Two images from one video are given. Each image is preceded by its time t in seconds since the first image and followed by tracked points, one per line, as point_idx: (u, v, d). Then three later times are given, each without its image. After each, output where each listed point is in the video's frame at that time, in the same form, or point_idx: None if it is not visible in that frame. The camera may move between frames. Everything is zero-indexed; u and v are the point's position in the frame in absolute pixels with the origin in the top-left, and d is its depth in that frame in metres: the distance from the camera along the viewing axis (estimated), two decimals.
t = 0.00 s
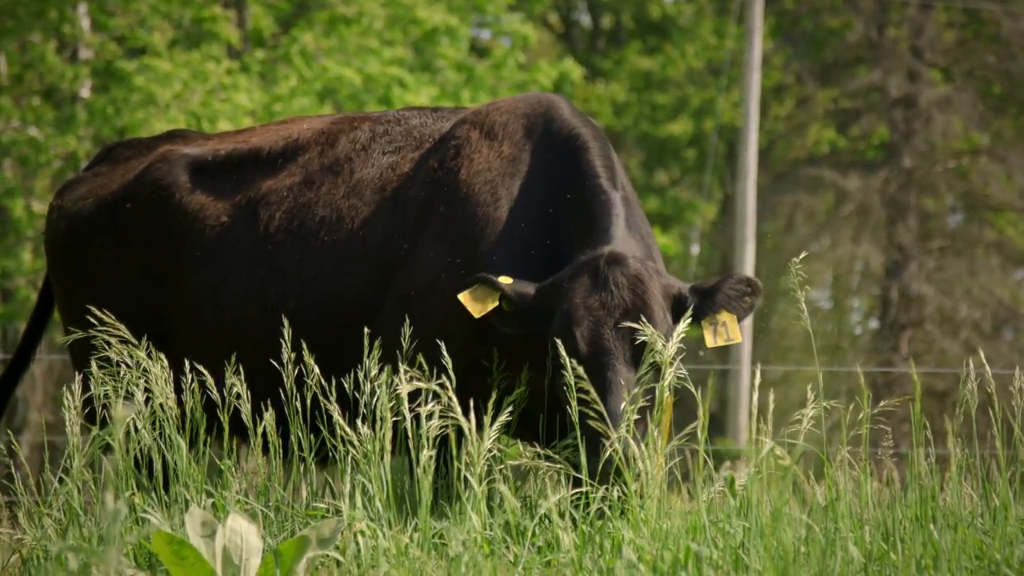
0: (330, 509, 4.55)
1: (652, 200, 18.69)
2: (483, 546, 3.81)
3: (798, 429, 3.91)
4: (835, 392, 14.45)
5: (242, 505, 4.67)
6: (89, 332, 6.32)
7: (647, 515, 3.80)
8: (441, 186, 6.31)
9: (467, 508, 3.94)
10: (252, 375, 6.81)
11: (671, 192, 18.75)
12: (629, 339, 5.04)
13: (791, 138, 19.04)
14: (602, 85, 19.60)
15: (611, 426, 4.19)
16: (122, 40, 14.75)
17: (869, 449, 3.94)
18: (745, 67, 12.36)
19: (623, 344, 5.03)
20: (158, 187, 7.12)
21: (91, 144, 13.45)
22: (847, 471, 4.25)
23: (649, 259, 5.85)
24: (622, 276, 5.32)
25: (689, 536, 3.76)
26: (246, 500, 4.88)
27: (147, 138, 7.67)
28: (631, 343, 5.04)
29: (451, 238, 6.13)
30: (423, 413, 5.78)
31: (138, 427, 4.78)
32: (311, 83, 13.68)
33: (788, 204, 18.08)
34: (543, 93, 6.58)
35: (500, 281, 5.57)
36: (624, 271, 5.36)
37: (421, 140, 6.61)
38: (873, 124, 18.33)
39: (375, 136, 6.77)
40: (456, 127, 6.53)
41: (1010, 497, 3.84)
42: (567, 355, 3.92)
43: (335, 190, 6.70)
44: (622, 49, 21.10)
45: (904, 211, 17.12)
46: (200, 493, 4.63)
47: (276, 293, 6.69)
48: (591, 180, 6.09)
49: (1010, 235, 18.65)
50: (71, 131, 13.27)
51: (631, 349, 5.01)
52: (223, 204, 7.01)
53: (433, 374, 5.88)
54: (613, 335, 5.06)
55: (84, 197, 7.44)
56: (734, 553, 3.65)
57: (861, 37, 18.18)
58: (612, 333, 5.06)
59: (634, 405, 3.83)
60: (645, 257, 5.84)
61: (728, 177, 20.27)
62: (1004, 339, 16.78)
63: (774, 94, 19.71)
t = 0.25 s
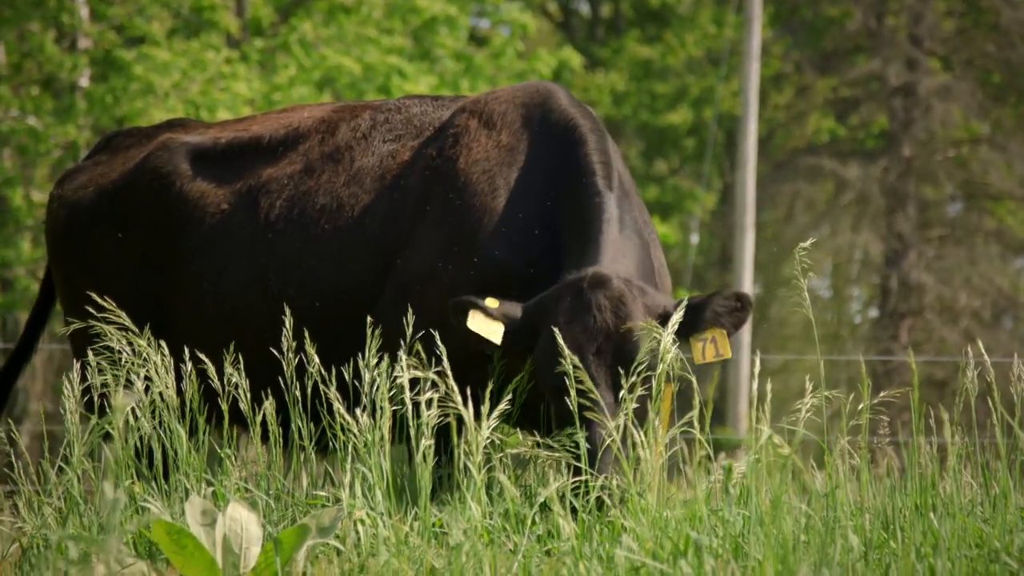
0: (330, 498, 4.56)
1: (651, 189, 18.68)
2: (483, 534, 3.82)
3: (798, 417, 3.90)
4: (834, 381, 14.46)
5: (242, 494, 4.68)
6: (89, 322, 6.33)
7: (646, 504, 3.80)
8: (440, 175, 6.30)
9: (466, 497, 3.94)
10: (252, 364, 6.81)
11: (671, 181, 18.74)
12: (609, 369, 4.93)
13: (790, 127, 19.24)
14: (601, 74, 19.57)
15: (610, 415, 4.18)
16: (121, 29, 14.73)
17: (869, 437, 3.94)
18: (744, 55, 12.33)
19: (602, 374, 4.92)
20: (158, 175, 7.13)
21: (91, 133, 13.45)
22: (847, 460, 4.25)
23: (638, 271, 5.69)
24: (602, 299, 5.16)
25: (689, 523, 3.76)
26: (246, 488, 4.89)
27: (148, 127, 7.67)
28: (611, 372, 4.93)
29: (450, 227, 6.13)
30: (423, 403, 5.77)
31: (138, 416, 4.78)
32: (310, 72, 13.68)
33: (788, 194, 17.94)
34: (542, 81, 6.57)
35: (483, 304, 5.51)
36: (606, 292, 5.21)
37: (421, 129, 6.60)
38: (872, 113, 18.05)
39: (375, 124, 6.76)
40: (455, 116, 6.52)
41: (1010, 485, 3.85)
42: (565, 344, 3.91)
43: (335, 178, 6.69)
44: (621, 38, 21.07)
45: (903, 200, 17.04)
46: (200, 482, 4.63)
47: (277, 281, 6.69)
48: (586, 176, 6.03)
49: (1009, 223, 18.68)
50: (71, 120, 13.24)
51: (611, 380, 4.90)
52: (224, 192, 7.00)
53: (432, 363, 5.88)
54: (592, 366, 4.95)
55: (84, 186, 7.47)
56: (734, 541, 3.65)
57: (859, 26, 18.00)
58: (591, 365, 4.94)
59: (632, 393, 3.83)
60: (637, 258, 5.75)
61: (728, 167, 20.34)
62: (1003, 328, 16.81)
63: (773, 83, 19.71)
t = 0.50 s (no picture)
0: (334, 490, 4.56)
1: (654, 179, 18.61)
2: (486, 525, 3.81)
3: (800, 408, 3.90)
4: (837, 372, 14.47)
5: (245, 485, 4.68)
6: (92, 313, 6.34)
7: (650, 495, 3.79)
8: (442, 167, 6.31)
9: (469, 489, 3.93)
10: (254, 355, 6.82)
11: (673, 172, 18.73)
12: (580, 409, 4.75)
13: (793, 118, 19.04)
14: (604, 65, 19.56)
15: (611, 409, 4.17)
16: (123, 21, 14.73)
17: (871, 427, 3.94)
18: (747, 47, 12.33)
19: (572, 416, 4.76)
20: (162, 166, 7.16)
21: (94, 125, 13.41)
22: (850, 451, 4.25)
23: (619, 282, 5.42)
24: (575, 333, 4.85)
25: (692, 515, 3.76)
26: (250, 480, 4.90)
27: (152, 119, 7.70)
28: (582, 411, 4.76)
29: (451, 218, 6.13)
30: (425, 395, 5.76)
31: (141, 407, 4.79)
32: (312, 64, 13.68)
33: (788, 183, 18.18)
34: (546, 73, 6.57)
35: (462, 338, 5.16)
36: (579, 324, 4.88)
37: (425, 120, 6.60)
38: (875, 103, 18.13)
39: (379, 115, 6.76)
40: (457, 107, 6.52)
41: (1013, 474, 3.85)
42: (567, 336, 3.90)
43: (338, 169, 6.69)
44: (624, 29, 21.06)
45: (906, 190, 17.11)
46: (203, 473, 4.63)
47: (280, 272, 6.70)
48: (584, 172, 6.00)
49: (1012, 214, 18.67)
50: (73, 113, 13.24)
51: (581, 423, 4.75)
52: (227, 182, 7.01)
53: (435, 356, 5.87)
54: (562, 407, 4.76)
55: (88, 178, 7.52)
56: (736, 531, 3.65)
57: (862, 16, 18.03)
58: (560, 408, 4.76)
59: (635, 384, 3.83)
60: (630, 259, 5.70)
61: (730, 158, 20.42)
62: (1005, 318, 16.82)
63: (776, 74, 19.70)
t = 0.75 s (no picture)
0: (341, 481, 4.56)
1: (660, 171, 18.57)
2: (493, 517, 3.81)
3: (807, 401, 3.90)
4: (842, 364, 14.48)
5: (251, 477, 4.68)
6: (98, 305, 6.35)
7: (656, 487, 3.79)
8: (448, 158, 6.31)
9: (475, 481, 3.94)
10: (259, 346, 6.83)
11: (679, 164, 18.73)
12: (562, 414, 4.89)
13: (798, 110, 18.96)
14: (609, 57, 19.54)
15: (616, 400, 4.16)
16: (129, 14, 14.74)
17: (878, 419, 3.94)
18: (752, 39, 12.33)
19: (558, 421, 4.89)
20: (169, 156, 7.18)
21: (99, 118, 13.41)
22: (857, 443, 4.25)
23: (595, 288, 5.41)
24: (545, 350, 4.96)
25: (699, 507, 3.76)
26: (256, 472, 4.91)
27: (158, 111, 7.70)
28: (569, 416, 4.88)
29: (457, 209, 6.13)
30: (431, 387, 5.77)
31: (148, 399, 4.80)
32: (318, 57, 13.70)
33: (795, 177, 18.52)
34: (552, 66, 6.57)
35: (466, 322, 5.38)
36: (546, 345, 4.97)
37: (431, 111, 6.60)
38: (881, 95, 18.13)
39: (386, 106, 6.76)
40: (464, 99, 6.53)
41: (1020, 467, 3.84)
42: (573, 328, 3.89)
43: (345, 159, 6.70)
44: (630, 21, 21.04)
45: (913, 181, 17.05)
46: (210, 465, 4.63)
47: (286, 262, 6.70)
48: (588, 161, 5.98)
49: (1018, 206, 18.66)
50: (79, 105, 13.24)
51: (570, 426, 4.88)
52: (234, 172, 7.01)
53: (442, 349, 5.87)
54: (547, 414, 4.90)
55: (95, 170, 7.53)
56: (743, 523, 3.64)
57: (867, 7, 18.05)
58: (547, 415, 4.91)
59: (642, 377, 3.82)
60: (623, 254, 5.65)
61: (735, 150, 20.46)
62: (1011, 310, 16.81)
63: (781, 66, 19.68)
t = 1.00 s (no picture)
0: (346, 476, 4.57)
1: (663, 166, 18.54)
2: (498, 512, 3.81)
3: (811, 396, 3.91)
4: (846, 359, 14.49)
5: (257, 472, 4.69)
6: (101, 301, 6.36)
7: (661, 481, 3.79)
8: (452, 152, 6.31)
9: (480, 476, 3.94)
10: (264, 340, 6.83)
11: (682, 159, 18.71)
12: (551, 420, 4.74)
13: (801, 105, 19.12)
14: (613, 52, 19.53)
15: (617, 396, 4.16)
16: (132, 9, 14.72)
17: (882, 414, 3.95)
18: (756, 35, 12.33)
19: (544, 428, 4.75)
20: (174, 150, 7.20)
21: (103, 113, 13.40)
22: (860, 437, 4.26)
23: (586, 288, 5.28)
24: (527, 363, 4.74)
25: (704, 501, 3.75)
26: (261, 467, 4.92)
27: (162, 105, 7.70)
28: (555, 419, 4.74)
29: (461, 204, 6.13)
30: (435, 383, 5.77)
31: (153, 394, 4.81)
32: (321, 52, 13.71)
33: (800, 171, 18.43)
34: (556, 61, 6.56)
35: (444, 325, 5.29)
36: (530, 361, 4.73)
37: (436, 105, 6.59)
38: (885, 89, 18.15)
39: (390, 100, 6.75)
40: (467, 94, 6.52)
41: None
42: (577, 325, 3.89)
43: (349, 153, 6.69)
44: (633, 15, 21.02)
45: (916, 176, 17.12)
46: (215, 460, 4.64)
47: (290, 255, 6.70)
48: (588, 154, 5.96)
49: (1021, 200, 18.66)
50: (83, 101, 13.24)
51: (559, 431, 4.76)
52: (239, 165, 7.01)
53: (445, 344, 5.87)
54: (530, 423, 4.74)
55: (100, 165, 7.54)
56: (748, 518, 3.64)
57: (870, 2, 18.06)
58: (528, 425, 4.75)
59: (645, 373, 3.82)
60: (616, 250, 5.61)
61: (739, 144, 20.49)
62: (1014, 305, 16.83)
63: (785, 60, 19.66)
